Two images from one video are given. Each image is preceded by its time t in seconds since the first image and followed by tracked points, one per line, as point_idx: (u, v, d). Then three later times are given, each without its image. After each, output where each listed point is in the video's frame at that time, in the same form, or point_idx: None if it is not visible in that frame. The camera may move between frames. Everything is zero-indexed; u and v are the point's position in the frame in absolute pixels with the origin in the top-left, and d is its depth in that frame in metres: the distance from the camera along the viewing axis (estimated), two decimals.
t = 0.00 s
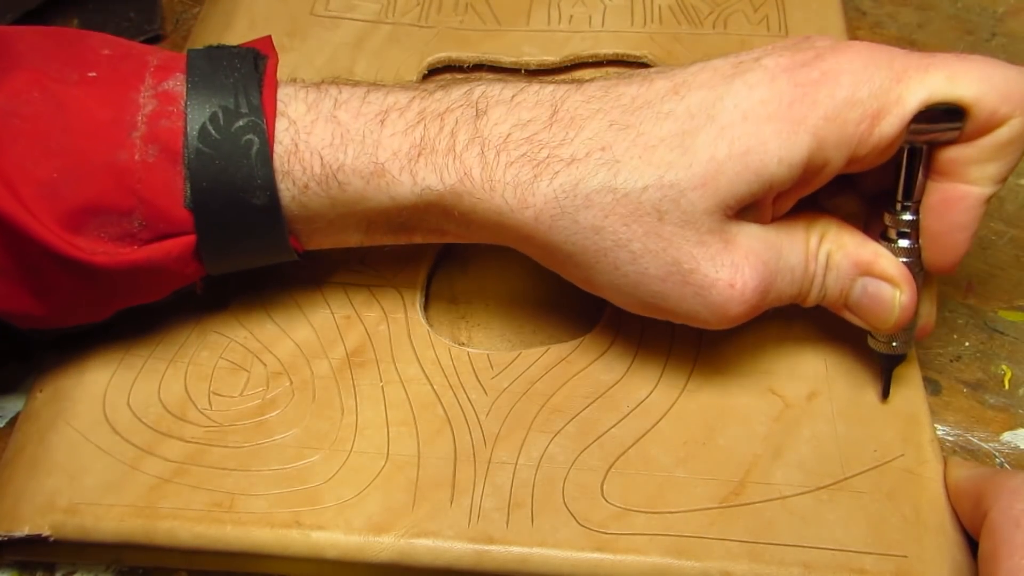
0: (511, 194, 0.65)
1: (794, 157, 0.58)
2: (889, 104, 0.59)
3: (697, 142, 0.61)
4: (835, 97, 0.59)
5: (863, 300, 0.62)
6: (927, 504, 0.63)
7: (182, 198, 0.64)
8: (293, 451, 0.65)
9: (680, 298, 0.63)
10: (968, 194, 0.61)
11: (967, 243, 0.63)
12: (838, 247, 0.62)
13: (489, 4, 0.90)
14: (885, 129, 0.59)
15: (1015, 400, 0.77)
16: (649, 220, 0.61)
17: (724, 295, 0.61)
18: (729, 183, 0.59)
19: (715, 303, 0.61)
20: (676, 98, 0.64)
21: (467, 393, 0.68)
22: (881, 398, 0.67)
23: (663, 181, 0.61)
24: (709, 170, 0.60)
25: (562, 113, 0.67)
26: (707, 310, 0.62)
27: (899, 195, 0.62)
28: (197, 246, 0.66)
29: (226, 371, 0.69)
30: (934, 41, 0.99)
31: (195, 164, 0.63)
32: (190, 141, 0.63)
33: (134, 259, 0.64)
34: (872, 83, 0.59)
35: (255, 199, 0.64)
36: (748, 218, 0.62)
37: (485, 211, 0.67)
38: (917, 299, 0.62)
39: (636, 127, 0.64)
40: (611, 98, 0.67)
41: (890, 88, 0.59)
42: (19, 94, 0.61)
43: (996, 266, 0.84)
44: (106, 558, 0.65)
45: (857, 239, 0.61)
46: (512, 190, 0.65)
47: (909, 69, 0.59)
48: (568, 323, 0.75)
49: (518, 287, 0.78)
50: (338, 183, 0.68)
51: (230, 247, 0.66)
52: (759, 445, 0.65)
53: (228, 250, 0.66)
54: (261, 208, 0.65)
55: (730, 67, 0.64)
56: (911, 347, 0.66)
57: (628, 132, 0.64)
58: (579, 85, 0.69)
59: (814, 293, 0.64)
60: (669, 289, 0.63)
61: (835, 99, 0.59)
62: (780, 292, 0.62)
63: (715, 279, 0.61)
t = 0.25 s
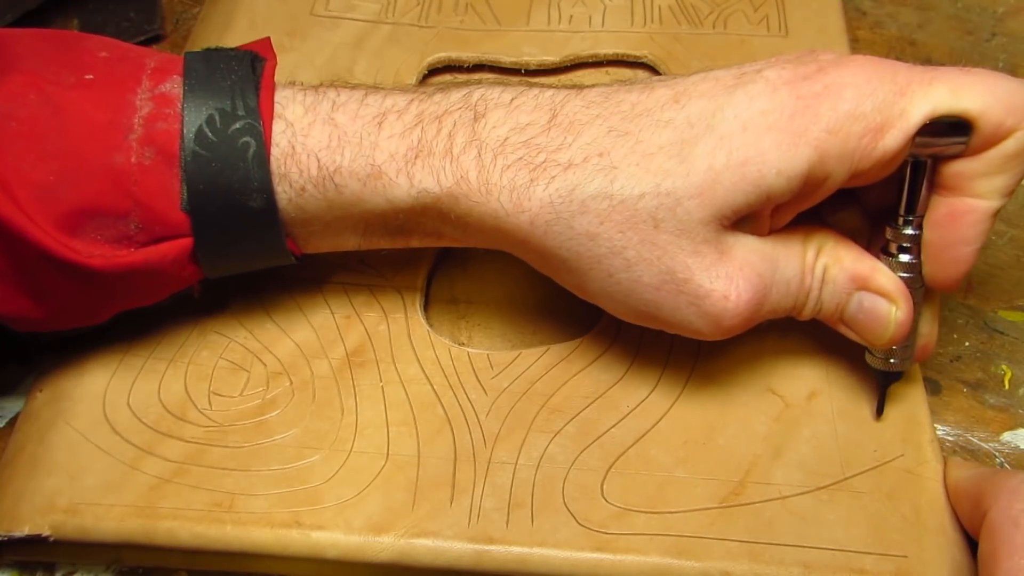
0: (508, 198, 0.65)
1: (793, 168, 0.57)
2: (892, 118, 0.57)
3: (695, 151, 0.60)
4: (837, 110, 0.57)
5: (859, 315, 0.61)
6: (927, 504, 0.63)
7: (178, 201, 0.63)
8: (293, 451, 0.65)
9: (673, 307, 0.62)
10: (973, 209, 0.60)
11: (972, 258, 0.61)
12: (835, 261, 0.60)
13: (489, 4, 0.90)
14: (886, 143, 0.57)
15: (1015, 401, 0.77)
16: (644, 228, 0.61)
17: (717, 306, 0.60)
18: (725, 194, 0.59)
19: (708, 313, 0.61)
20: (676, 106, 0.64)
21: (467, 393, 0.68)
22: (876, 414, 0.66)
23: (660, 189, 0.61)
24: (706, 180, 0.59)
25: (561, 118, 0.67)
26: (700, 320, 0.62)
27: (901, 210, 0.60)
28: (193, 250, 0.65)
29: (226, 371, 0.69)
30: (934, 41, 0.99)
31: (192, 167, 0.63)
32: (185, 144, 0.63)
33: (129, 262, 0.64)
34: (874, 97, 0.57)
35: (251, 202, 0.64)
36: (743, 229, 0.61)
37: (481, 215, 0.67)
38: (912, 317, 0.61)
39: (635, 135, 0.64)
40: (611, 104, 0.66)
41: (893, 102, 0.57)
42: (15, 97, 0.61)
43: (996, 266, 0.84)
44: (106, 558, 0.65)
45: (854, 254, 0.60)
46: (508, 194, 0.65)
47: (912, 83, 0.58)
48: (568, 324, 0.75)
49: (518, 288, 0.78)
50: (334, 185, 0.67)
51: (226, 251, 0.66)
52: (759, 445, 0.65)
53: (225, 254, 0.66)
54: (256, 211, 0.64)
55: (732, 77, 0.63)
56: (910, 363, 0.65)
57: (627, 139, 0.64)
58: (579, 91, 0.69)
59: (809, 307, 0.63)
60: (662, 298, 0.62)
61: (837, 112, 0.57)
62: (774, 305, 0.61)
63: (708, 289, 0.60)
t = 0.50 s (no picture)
0: (503, 196, 0.65)
1: (791, 176, 0.57)
2: (893, 128, 0.57)
3: (693, 154, 0.60)
4: (838, 119, 0.57)
5: (851, 324, 0.61)
6: (927, 504, 0.63)
7: (174, 199, 0.63)
8: (292, 451, 0.65)
9: (666, 311, 0.62)
10: (976, 222, 0.59)
11: (971, 272, 0.59)
12: (830, 270, 0.61)
13: (489, 3, 0.90)
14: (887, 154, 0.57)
15: (1015, 401, 0.77)
16: (640, 231, 0.61)
17: (710, 311, 0.60)
18: (722, 198, 0.58)
19: (700, 318, 0.61)
20: (676, 109, 0.63)
21: (467, 393, 0.68)
22: (865, 426, 0.66)
23: (656, 191, 0.60)
24: (703, 184, 0.59)
25: (559, 116, 0.66)
26: (693, 325, 0.62)
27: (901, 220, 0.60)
28: (190, 249, 0.65)
29: (226, 371, 0.69)
30: (934, 41, 0.99)
31: (188, 164, 0.62)
32: (182, 141, 0.63)
33: (126, 260, 0.63)
34: (877, 106, 0.57)
35: (248, 199, 0.64)
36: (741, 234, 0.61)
37: (477, 213, 0.66)
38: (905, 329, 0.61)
39: (633, 136, 0.63)
40: (610, 104, 0.66)
41: (895, 112, 0.57)
42: (11, 95, 0.61)
43: (996, 266, 0.84)
44: (106, 558, 0.65)
45: (849, 263, 0.60)
46: (504, 192, 0.65)
47: (916, 93, 0.57)
48: (568, 323, 0.75)
49: (519, 288, 0.78)
50: (331, 182, 0.67)
51: (223, 250, 0.66)
52: (759, 445, 0.65)
53: (222, 253, 0.66)
54: (252, 208, 0.64)
55: (734, 82, 0.63)
56: (905, 377, 0.64)
57: (625, 140, 0.63)
58: (578, 90, 0.69)
59: (802, 315, 0.63)
60: (655, 301, 0.62)
61: (838, 121, 0.57)
62: (768, 311, 0.61)
63: (702, 294, 0.60)
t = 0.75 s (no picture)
0: (498, 194, 0.64)
1: (788, 182, 0.56)
2: (893, 138, 0.56)
3: (690, 157, 0.59)
4: (838, 127, 0.56)
5: (843, 331, 0.61)
6: (926, 504, 0.63)
7: (167, 195, 0.63)
8: (291, 451, 0.65)
9: (659, 313, 0.62)
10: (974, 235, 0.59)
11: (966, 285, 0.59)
12: (824, 276, 0.60)
13: (488, 3, 0.90)
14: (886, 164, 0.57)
15: (1015, 401, 0.77)
16: (634, 232, 0.61)
17: (702, 316, 0.60)
18: (718, 202, 0.58)
19: (693, 321, 0.60)
20: (674, 111, 0.62)
21: (466, 393, 0.68)
22: (855, 435, 0.65)
23: (651, 193, 0.60)
24: (699, 187, 0.58)
25: (556, 115, 0.66)
26: (685, 329, 0.61)
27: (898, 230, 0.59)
28: (184, 246, 0.65)
29: (226, 371, 0.69)
30: (934, 41, 0.99)
31: (181, 161, 0.62)
32: (174, 138, 0.62)
33: (118, 257, 0.63)
34: (877, 115, 0.56)
35: (240, 196, 0.63)
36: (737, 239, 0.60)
37: (471, 210, 0.66)
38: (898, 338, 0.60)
39: (630, 136, 0.63)
40: (608, 104, 0.66)
41: (895, 122, 0.56)
42: (4, 92, 0.60)
43: (997, 266, 0.84)
44: (105, 558, 0.65)
45: (844, 269, 0.60)
46: (498, 190, 0.64)
47: (916, 103, 0.57)
48: (567, 322, 0.75)
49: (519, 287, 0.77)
50: (325, 179, 0.67)
51: (216, 248, 0.66)
52: (758, 445, 0.65)
53: (216, 250, 0.66)
54: (245, 205, 0.64)
55: (734, 85, 0.62)
56: (897, 388, 0.63)
57: (621, 140, 0.63)
58: (576, 89, 0.68)
59: (795, 320, 0.62)
60: (648, 303, 0.62)
61: (838, 128, 0.56)
62: (761, 316, 0.61)
63: (695, 298, 0.60)
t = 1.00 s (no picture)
0: (488, 187, 0.63)
1: (782, 188, 0.56)
2: (891, 147, 0.55)
3: (685, 156, 0.58)
4: (835, 133, 0.55)
5: (831, 335, 0.61)
6: (925, 504, 0.63)
7: (156, 190, 0.61)
8: (290, 451, 0.65)
9: (648, 310, 0.62)
10: (969, 247, 0.58)
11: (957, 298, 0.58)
12: (818, 278, 0.60)
13: (488, 3, 0.90)
14: (885, 172, 0.56)
15: (1015, 401, 0.77)
16: (626, 230, 0.60)
17: (692, 314, 0.60)
18: (712, 204, 0.57)
19: (683, 320, 0.60)
20: (670, 108, 0.62)
21: (466, 393, 0.68)
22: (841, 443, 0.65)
23: (644, 191, 0.59)
24: (693, 188, 0.57)
25: (549, 107, 0.65)
26: (676, 327, 0.61)
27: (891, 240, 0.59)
28: (173, 241, 0.64)
29: (225, 371, 0.69)
30: (934, 41, 0.99)
31: (168, 155, 0.61)
32: (162, 132, 0.61)
33: (108, 254, 0.62)
34: (875, 123, 0.55)
35: (229, 189, 0.62)
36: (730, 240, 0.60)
37: (462, 202, 0.65)
38: (886, 345, 0.60)
39: (624, 132, 0.62)
40: (602, 99, 0.64)
41: (893, 130, 0.55)
42: None
43: (996, 266, 0.84)
44: (105, 558, 0.65)
45: (838, 272, 0.60)
46: (489, 183, 0.63)
47: (915, 112, 0.56)
48: (566, 321, 0.75)
49: (518, 287, 0.77)
50: (314, 172, 0.65)
51: (206, 243, 0.64)
52: (757, 445, 0.65)
53: (206, 245, 0.64)
54: (235, 198, 0.63)
55: (731, 87, 0.61)
56: (884, 402, 0.64)
57: (616, 136, 0.62)
58: (570, 82, 0.67)
59: (784, 321, 0.62)
60: (637, 300, 0.62)
61: (836, 135, 0.55)
62: (752, 315, 0.61)
63: (686, 297, 0.59)
